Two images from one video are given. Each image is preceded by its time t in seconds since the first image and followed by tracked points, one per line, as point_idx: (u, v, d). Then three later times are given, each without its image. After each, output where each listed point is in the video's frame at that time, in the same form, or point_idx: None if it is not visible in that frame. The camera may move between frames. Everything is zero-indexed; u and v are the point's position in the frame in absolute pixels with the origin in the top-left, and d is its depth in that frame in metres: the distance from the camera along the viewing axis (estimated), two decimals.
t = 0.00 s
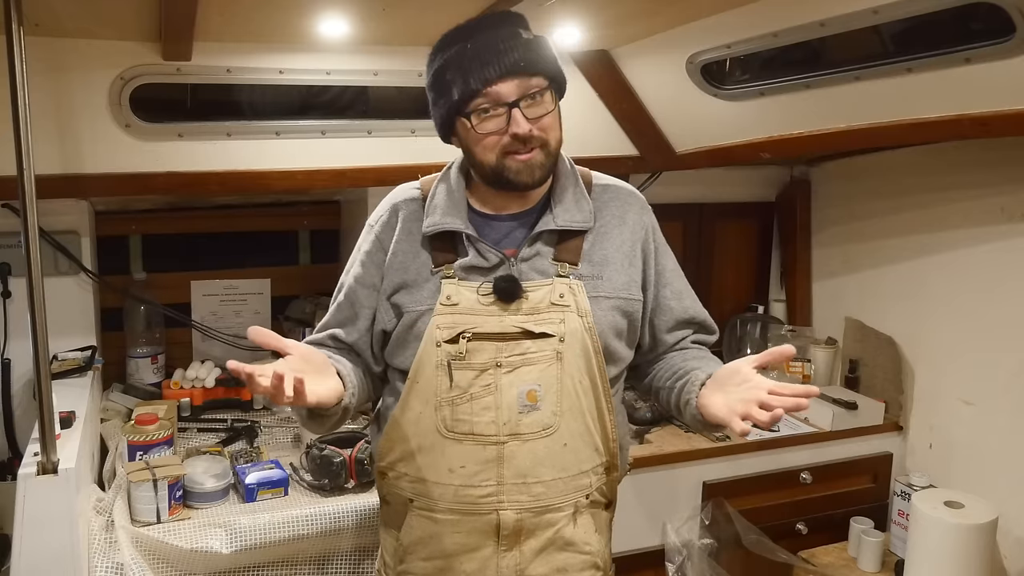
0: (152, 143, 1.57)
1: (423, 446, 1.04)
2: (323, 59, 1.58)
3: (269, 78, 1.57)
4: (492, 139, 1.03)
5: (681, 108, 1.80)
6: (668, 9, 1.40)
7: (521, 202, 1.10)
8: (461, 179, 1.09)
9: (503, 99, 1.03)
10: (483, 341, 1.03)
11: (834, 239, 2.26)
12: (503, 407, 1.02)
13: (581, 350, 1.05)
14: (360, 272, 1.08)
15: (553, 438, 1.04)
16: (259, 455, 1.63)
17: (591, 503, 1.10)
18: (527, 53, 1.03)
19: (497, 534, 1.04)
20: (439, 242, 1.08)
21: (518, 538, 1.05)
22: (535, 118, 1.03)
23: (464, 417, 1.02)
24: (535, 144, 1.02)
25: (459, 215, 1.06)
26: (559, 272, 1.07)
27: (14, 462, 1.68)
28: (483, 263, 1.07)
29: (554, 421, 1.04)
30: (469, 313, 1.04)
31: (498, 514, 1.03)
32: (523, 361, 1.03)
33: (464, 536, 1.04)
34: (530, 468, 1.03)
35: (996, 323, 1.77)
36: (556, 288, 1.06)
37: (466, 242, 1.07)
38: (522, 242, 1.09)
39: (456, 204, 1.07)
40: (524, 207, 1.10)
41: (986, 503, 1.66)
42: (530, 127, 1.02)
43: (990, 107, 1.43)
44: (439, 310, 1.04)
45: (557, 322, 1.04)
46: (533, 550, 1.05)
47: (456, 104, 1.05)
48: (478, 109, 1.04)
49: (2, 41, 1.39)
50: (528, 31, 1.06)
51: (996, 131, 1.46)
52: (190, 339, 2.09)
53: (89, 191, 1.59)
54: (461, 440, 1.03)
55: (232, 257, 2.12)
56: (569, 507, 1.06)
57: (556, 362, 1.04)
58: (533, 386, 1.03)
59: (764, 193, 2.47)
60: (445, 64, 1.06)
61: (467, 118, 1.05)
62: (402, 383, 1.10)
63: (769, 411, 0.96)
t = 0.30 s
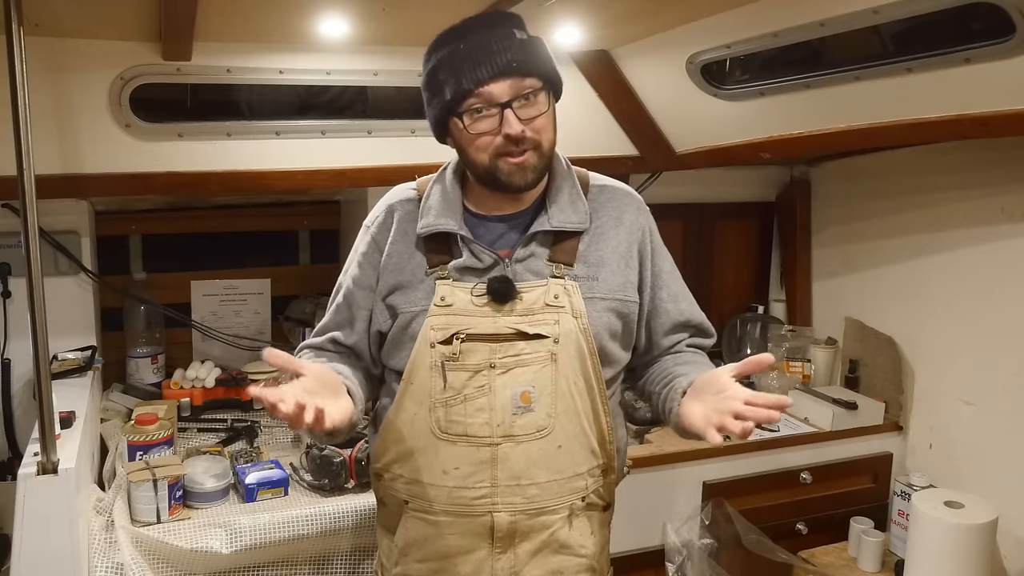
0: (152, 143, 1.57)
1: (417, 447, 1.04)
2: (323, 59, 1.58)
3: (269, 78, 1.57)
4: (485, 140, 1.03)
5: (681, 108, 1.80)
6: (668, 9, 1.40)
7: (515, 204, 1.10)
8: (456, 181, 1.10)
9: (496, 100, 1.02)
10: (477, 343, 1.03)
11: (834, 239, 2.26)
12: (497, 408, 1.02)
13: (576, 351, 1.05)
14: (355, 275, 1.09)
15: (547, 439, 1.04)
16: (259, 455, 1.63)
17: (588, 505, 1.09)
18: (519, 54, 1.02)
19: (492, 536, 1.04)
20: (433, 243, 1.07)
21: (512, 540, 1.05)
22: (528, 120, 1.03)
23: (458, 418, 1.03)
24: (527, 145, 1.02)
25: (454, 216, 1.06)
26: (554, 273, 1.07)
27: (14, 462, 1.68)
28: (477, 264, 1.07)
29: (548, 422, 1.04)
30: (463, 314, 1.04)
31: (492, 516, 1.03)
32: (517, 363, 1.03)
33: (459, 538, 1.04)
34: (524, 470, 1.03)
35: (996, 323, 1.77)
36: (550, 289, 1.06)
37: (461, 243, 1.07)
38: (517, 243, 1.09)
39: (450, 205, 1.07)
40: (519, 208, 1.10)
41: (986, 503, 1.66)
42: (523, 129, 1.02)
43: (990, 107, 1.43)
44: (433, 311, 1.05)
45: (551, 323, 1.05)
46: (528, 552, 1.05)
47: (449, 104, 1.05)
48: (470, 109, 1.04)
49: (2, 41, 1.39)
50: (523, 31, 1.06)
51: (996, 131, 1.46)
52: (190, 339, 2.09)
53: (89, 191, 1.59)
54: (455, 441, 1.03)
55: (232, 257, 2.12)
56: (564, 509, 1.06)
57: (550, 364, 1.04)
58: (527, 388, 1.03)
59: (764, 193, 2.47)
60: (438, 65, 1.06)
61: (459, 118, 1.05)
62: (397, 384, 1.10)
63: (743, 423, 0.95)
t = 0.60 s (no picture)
0: (152, 143, 1.57)
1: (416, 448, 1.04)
2: (323, 59, 1.58)
3: (269, 78, 1.57)
4: (480, 122, 1.03)
5: (681, 108, 1.80)
6: (668, 9, 1.40)
7: (514, 202, 1.10)
8: (457, 179, 1.10)
9: (493, 85, 1.03)
10: (475, 343, 1.04)
11: (834, 239, 2.26)
12: (496, 409, 1.02)
13: (575, 351, 1.05)
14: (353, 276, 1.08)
15: (547, 440, 1.04)
16: (259, 455, 1.63)
17: (588, 507, 1.09)
18: (519, 42, 1.03)
19: (491, 537, 1.04)
20: (432, 241, 1.07)
21: (512, 541, 1.05)
22: (524, 106, 1.03)
23: (457, 419, 1.03)
24: (521, 131, 1.02)
25: (453, 215, 1.07)
26: (553, 273, 1.07)
27: (14, 462, 1.68)
28: (476, 263, 1.06)
29: (547, 423, 1.04)
30: (461, 314, 1.04)
31: (491, 517, 1.04)
32: (516, 363, 1.03)
33: (458, 539, 1.05)
34: (524, 470, 1.03)
35: (996, 323, 1.77)
36: (550, 289, 1.06)
37: (460, 242, 1.07)
38: (516, 243, 1.09)
39: (450, 203, 1.07)
40: (518, 207, 1.10)
41: (986, 503, 1.65)
42: (518, 114, 1.01)
43: (990, 107, 1.43)
44: (432, 311, 1.05)
45: (550, 323, 1.05)
46: (528, 553, 1.05)
47: (447, 86, 1.05)
48: (467, 92, 1.04)
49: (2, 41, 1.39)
50: (528, 24, 1.06)
51: (996, 131, 1.46)
52: (190, 339, 2.09)
53: (88, 191, 1.60)
54: (454, 442, 1.03)
55: (232, 256, 2.12)
56: (564, 510, 1.06)
57: (549, 364, 1.04)
58: (526, 388, 1.03)
59: (764, 193, 2.47)
60: (439, 48, 1.07)
61: (456, 101, 1.05)
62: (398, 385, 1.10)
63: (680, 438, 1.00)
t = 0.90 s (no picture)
0: (152, 143, 1.57)
1: (419, 448, 1.04)
2: (323, 59, 1.58)
3: (268, 78, 1.57)
4: (468, 118, 1.03)
5: (681, 108, 1.80)
6: (668, 9, 1.40)
7: (512, 201, 1.09)
8: (457, 178, 1.10)
9: (482, 80, 1.03)
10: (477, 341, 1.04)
11: (834, 239, 2.26)
12: (499, 407, 1.02)
13: (577, 349, 1.05)
14: (357, 274, 1.08)
15: (550, 438, 1.04)
16: (259, 455, 1.63)
17: (591, 505, 1.09)
18: (512, 39, 1.03)
19: (495, 536, 1.04)
20: (433, 240, 1.07)
21: (516, 540, 1.05)
22: (514, 103, 1.02)
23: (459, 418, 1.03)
24: (510, 129, 1.02)
25: (454, 214, 1.07)
26: (554, 271, 1.07)
27: (14, 462, 1.68)
28: (477, 261, 1.07)
29: (550, 421, 1.04)
30: (463, 313, 1.05)
31: (495, 516, 1.04)
32: (519, 361, 1.04)
33: (462, 539, 1.05)
34: (527, 469, 1.03)
35: (996, 323, 1.77)
36: (551, 287, 1.06)
37: (460, 241, 1.07)
38: (516, 241, 1.09)
39: (450, 202, 1.08)
40: (518, 206, 1.10)
41: (986, 503, 1.65)
42: (505, 111, 1.01)
43: (990, 107, 1.43)
44: (434, 310, 1.05)
45: (552, 321, 1.05)
46: (532, 552, 1.06)
47: (439, 80, 1.06)
48: (458, 87, 1.05)
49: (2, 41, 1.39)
50: (525, 22, 1.06)
51: (997, 131, 1.46)
52: (190, 339, 2.09)
53: (88, 191, 1.60)
54: (457, 442, 1.03)
55: (232, 256, 2.12)
56: (568, 508, 1.06)
57: (551, 362, 1.04)
58: (528, 386, 1.03)
59: (764, 193, 2.47)
60: (437, 43, 1.08)
61: (449, 96, 1.06)
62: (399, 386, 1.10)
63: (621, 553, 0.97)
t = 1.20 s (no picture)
0: (152, 143, 1.57)
1: (420, 449, 1.04)
2: (322, 59, 1.58)
3: (268, 78, 1.57)
4: (472, 123, 1.03)
5: (681, 108, 1.80)
6: (668, 9, 1.40)
7: (517, 204, 1.09)
8: (461, 180, 1.10)
9: (489, 87, 1.03)
10: (480, 344, 1.03)
11: (834, 239, 2.26)
12: (500, 410, 1.02)
13: (579, 352, 1.06)
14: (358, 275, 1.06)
15: (551, 440, 1.04)
16: (260, 455, 1.63)
17: (589, 506, 1.10)
18: (518, 45, 1.03)
19: (494, 537, 1.04)
20: (437, 243, 1.07)
21: (515, 542, 1.04)
22: (519, 110, 1.03)
23: (461, 420, 1.02)
24: (514, 135, 1.01)
25: (458, 217, 1.06)
26: (558, 275, 1.08)
27: (14, 462, 1.68)
28: (482, 264, 1.07)
29: (551, 424, 1.04)
30: (467, 315, 1.04)
31: (495, 517, 1.03)
32: (521, 364, 1.03)
33: (460, 540, 1.04)
34: (527, 471, 1.03)
35: (995, 323, 1.77)
36: (555, 290, 1.06)
37: (465, 243, 1.07)
38: (521, 244, 1.09)
39: (455, 205, 1.07)
40: (522, 209, 1.10)
41: (986, 503, 1.65)
42: (510, 117, 1.01)
43: (990, 107, 1.43)
44: (437, 312, 1.04)
45: (556, 324, 1.05)
46: (530, 554, 1.05)
47: (445, 84, 1.06)
48: (464, 92, 1.04)
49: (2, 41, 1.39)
50: (532, 26, 1.06)
51: (997, 132, 1.46)
52: (190, 339, 2.09)
53: (88, 191, 1.60)
54: (458, 443, 1.02)
55: (233, 257, 2.12)
56: (567, 511, 1.06)
57: (554, 365, 1.04)
58: (531, 389, 1.03)
59: (764, 193, 2.47)
60: (443, 45, 1.08)
61: (454, 101, 1.06)
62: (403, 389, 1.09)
63: None
